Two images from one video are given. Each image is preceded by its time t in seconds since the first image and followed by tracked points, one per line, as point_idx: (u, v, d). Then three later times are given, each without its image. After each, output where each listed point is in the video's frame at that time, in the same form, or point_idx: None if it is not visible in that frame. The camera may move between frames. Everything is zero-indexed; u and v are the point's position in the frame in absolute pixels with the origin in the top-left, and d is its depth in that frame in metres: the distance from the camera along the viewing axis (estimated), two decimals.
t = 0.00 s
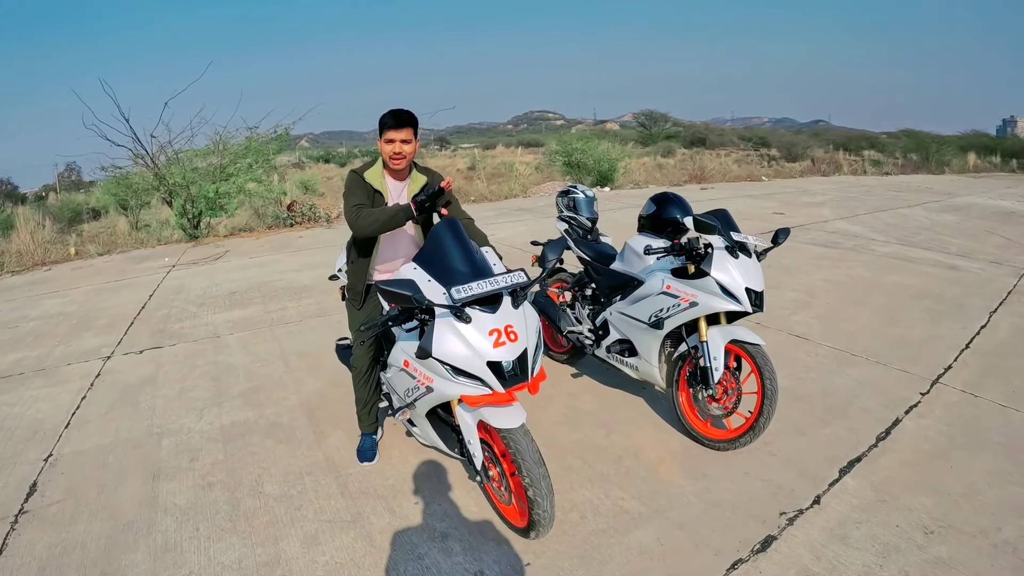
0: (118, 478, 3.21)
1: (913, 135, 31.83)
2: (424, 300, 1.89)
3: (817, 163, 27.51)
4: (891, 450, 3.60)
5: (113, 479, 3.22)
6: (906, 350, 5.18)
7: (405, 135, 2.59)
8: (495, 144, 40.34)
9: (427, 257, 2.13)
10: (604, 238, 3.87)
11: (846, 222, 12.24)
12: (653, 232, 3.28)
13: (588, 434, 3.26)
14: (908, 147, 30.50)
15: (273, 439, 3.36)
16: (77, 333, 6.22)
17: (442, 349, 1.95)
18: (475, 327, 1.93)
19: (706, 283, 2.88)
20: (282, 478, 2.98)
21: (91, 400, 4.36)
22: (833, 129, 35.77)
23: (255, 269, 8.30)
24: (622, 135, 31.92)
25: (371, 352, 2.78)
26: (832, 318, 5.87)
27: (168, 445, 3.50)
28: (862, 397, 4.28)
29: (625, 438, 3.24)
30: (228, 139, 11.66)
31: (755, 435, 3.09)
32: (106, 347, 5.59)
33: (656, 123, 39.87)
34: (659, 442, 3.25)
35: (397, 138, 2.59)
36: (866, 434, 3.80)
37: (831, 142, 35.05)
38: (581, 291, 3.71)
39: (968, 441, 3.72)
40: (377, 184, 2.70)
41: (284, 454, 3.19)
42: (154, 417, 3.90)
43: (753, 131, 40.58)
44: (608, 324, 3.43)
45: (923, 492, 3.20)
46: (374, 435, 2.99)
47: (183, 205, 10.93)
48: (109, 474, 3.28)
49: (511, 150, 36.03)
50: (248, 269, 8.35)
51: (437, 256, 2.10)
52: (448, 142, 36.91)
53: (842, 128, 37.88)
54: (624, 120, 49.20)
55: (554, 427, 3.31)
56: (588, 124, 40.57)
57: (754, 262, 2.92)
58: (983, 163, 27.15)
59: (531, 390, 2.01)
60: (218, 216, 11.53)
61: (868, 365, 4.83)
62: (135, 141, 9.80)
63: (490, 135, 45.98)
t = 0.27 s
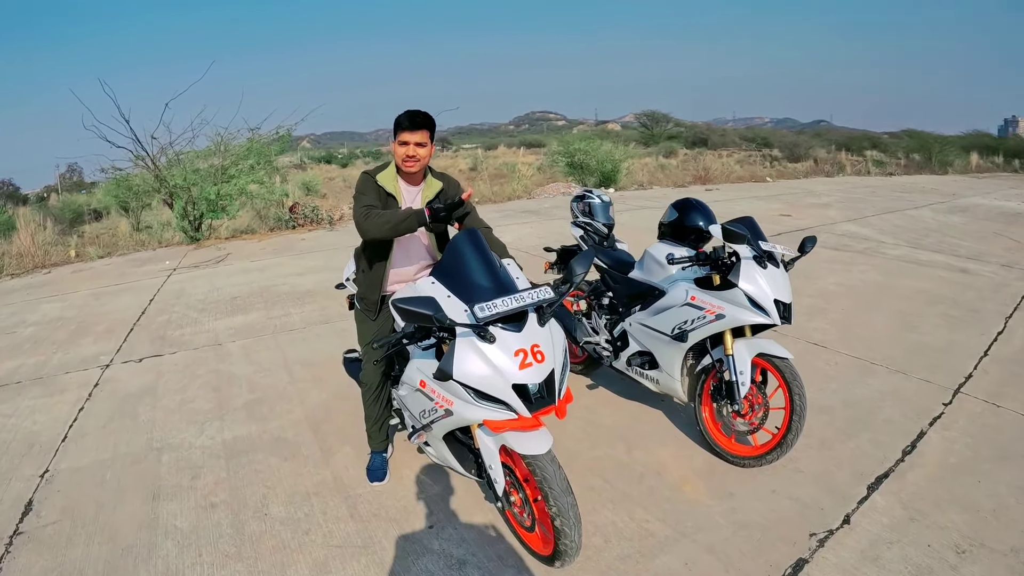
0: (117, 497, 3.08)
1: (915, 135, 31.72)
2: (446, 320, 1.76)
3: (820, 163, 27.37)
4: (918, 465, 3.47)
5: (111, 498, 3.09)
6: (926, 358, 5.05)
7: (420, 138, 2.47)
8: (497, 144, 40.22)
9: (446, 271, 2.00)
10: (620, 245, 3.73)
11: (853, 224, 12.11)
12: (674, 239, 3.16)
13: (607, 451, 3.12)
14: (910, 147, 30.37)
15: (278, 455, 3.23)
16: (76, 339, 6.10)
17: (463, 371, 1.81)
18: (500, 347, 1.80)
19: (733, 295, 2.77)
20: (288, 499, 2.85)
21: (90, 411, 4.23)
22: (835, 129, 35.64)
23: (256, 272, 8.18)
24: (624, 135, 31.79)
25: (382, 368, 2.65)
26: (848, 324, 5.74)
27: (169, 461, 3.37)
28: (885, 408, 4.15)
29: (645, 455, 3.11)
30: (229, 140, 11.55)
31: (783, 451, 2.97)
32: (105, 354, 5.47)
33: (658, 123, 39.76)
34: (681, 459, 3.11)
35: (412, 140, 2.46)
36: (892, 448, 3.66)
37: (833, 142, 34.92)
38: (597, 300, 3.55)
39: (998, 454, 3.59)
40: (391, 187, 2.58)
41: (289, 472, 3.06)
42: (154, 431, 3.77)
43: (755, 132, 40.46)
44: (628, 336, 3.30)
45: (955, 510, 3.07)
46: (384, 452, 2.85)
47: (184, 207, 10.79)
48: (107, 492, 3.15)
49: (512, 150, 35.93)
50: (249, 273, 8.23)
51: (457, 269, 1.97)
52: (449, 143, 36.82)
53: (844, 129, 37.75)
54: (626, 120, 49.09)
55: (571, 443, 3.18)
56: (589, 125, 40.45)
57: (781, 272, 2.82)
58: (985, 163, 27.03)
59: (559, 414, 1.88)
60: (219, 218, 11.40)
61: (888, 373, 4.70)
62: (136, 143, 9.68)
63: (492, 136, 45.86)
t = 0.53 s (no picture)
0: (115, 511, 2.99)
1: (917, 134, 31.59)
2: (460, 333, 1.66)
3: (822, 163, 27.26)
4: (939, 474, 3.36)
5: (109, 512, 3.00)
6: (941, 362, 4.94)
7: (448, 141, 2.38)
8: (498, 144, 40.11)
9: (457, 278, 1.90)
10: (631, 248, 3.63)
11: (859, 224, 12.00)
12: (689, 242, 3.06)
13: (620, 463, 3.02)
14: (912, 146, 30.25)
15: (281, 467, 3.13)
16: (74, 344, 6.00)
17: (477, 386, 1.71)
18: (516, 361, 1.69)
19: (752, 301, 2.68)
20: (290, 514, 2.75)
21: (88, 420, 4.14)
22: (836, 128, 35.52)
23: (257, 275, 8.09)
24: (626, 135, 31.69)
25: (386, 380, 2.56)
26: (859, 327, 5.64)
27: (168, 474, 3.28)
28: (902, 415, 4.04)
29: (660, 467, 3.01)
30: (230, 142, 11.47)
31: (803, 462, 2.88)
32: (104, 360, 5.37)
33: (659, 123, 39.64)
34: (696, 471, 3.01)
35: (442, 141, 2.36)
36: (911, 456, 3.55)
37: (835, 142, 34.81)
38: (608, 305, 3.44)
39: (1020, 462, 3.48)
40: (397, 190, 2.48)
41: (292, 486, 2.97)
42: (153, 442, 3.67)
43: (757, 131, 40.33)
44: (641, 342, 3.20)
45: (981, 522, 2.96)
46: (390, 465, 2.75)
47: (184, 208, 10.70)
48: (105, 506, 3.06)
49: (513, 151, 35.84)
50: (250, 276, 8.13)
51: (469, 278, 1.88)
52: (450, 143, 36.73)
53: (846, 128, 37.62)
54: (627, 120, 48.99)
55: (583, 455, 3.08)
56: (591, 125, 40.34)
57: (802, 277, 2.73)
58: (988, 162, 26.90)
59: (577, 431, 1.79)
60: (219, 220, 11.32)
61: (903, 378, 4.60)
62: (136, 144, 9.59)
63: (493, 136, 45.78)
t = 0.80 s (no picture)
0: (106, 523, 2.88)
1: (919, 133, 31.46)
2: (465, 342, 1.55)
3: (825, 162, 27.14)
4: (958, 482, 3.25)
5: (101, 525, 2.88)
6: (954, 365, 4.83)
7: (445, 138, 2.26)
8: (499, 145, 40.03)
9: (461, 283, 1.81)
10: (639, 250, 3.52)
11: (864, 223, 11.88)
12: (700, 244, 2.95)
13: (629, 473, 2.91)
14: (914, 145, 30.13)
15: (278, 478, 3.03)
16: (72, 348, 5.92)
17: (484, 399, 1.61)
18: (525, 372, 1.59)
19: (768, 304, 2.57)
20: (287, 528, 2.64)
21: (82, 426, 4.03)
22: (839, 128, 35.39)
23: (257, 277, 8.00)
24: (627, 136, 31.60)
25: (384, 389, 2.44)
26: (869, 330, 5.53)
27: (162, 484, 3.17)
28: (916, 420, 3.93)
29: (671, 478, 2.90)
30: (230, 143, 11.40)
31: (820, 473, 2.79)
32: (101, 364, 5.28)
33: (660, 123, 39.53)
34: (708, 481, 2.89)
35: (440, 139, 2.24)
36: (929, 463, 3.44)
37: (837, 141, 34.70)
38: (616, 309, 3.34)
39: None
40: (393, 191, 2.35)
41: (289, 497, 2.86)
42: (147, 450, 3.56)
43: (758, 131, 40.20)
44: (651, 347, 3.09)
45: (1005, 532, 2.85)
46: (390, 477, 2.64)
47: (184, 210, 10.61)
48: (96, 517, 2.95)
49: (515, 151, 35.75)
50: (250, 278, 8.04)
51: (474, 282, 1.78)
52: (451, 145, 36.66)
53: (849, 128, 37.48)
54: (628, 120, 48.88)
55: (591, 466, 2.96)
56: (592, 125, 40.25)
57: (819, 280, 2.62)
58: (991, 160, 26.77)
59: (590, 445, 1.69)
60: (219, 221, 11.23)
61: (917, 382, 4.48)
62: (135, 145, 9.51)
63: (494, 137, 45.70)
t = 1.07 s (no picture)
0: (92, 544, 2.74)
1: (922, 133, 31.30)
2: (468, 366, 1.40)
3: (827, 162, 26.99)
4: (982, 498, 3.11)
5: (86, 546, 2.74)
6: (971, 372, 4.69)
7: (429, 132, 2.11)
8: (500, 147, 39.91)
9: (464, 297, 1.67)
10: (648, 255, 3.39)
11: (870, 224, 11.73)
12: (715, 250, 2.82)
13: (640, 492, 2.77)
14: (917, 145, 29.97)
15: (272, 496, 2.89)
16: (66, 355, 5.79)
17: (489, 426, 1.47)
18: (535, 397, 1.45)
19: (789, 315, 2.45)
20: (281, 552, 2.50)
21: (71, 438, 3.88)
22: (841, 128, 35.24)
23: (256, 281, 7.87)
24: (629, 136, 31.47)
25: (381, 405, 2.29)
26: (881, 336, 5.39)
27: (152, 501, 3.03)
28: (935, 431, 3.79)
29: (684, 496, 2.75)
30: (229, 144, 11.29)
31: (841, 492, 2.69)
32: (94, 372, 5.14)
33: (662, 124, 39.39)
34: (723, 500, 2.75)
35: (424, 134, 2.10)
36: (950, 478, 3.30)
37: (839, 141, 34.56)
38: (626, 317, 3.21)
39: None
40: (392, 196, 2.20)
41: (284, 517, 2.72)
42: (138, 464, 3.43)
43: (760, 131, 40.06)
44: (663, 358, 2.96)
45: None
46: (390, 498, 2.49)
47: (182, 212, 10.48)
48: (82, 537, 2.81)
49: (516, 153, 35.65)
50: (248, 282, 7.91)
51: (477, 296, 1.64)
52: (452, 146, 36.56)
53: (850, 128, 37.33)
54: (629, 122, 48.76)
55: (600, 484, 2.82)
56: (593, 126, 40.13)
57: (842, 289, 2.50)
58: (994, 160, 26.62)
59: (605, 475, 1.54)
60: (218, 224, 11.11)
61: (934, 391, 4.34)
62: (133, 147, 9.38)
63: (495, 138, 45.57)
